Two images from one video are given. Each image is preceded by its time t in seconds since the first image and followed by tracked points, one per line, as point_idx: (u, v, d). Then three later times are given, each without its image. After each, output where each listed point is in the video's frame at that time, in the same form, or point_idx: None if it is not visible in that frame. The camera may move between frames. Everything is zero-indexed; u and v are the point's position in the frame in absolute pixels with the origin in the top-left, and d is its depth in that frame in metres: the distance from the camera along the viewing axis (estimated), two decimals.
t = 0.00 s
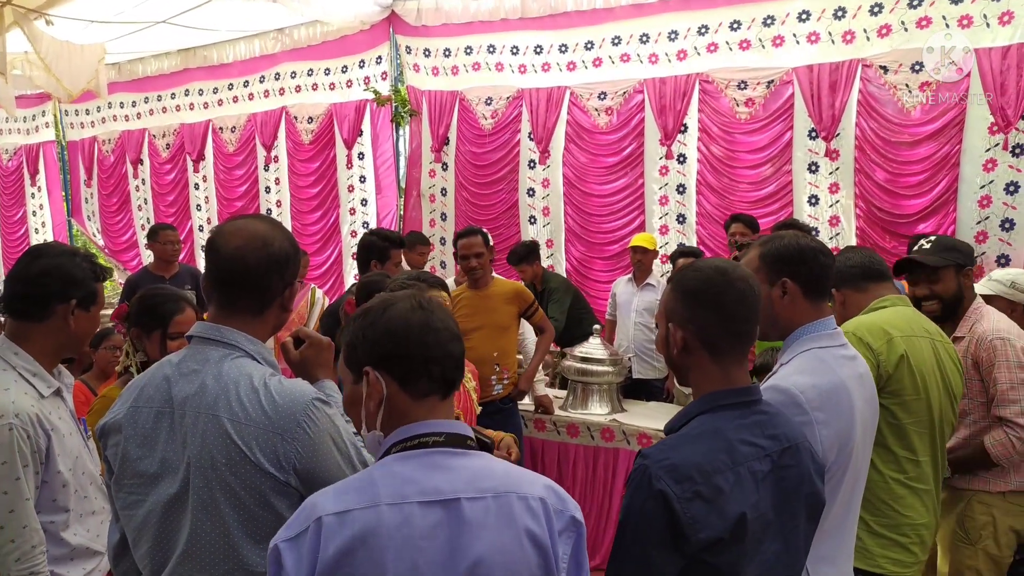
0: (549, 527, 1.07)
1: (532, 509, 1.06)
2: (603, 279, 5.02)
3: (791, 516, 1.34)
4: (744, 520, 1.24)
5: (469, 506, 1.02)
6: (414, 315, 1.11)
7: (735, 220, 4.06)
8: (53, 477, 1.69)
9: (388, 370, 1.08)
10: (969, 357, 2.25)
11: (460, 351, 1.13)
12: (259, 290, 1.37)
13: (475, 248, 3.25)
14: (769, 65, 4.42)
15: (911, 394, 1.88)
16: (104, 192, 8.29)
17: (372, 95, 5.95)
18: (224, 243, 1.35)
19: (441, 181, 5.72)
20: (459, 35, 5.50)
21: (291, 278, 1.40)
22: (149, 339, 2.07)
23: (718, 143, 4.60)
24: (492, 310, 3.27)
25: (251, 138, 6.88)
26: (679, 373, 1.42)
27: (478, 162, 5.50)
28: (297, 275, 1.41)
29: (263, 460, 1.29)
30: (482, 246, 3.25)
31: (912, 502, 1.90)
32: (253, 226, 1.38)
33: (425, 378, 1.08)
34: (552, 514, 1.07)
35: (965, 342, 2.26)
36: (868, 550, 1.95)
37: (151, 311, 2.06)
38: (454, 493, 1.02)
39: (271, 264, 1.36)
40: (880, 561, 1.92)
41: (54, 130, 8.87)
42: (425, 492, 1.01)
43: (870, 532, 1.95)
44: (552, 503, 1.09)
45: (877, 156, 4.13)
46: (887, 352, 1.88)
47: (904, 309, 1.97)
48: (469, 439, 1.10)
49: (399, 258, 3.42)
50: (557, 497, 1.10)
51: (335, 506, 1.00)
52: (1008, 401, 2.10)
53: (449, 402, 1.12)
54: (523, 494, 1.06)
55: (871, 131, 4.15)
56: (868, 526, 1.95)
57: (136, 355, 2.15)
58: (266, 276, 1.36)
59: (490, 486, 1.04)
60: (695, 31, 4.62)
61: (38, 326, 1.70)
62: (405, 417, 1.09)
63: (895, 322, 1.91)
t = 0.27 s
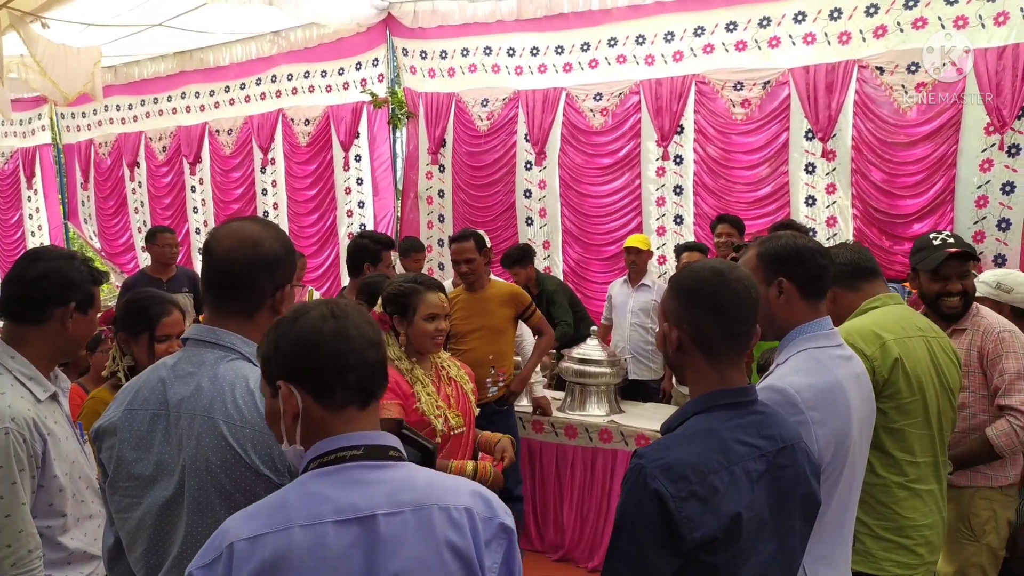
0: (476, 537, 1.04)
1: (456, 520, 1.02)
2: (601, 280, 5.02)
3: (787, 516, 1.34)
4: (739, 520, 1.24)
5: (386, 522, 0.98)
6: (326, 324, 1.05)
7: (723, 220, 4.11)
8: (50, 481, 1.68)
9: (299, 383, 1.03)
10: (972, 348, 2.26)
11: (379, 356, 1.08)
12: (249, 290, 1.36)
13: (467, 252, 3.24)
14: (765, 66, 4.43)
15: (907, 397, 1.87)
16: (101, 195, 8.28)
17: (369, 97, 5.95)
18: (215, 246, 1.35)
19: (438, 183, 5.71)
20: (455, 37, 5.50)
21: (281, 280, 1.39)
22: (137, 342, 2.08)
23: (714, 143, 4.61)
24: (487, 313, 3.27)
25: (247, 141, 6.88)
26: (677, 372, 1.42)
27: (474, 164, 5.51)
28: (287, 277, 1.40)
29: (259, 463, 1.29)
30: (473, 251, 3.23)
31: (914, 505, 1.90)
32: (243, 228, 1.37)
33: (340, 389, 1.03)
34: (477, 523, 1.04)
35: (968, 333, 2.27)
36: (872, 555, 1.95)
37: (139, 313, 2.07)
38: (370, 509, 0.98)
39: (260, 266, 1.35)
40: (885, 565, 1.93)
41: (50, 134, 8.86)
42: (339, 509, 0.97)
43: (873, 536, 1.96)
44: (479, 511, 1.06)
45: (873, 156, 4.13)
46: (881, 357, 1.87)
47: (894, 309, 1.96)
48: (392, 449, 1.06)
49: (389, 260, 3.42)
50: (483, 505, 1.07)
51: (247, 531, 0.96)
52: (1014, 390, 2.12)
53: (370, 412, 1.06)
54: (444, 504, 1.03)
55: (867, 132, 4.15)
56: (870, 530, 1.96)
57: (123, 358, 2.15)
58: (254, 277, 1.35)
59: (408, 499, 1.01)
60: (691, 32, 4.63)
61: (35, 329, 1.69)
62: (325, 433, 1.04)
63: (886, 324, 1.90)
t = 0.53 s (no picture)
0: (397, 530, 1.01)
1: (375, 515, 1.00)
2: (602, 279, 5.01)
3: (788, 515, 1.34)
4: (741, 518, 1.24)
5: (302, 523, 0.95)
6: (224, 327, 0.98)
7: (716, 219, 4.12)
8: (51, 478, 1.69)
9: (201, 390, 0.98)
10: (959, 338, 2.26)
11: (287, 358, 1.00)
12: (225, 287, 1.39)
13: (463, 252, 3.26)
14: (764, 64, 4.42)
15: (909, 397, 1.87)
16: (100, 193, 8.28)
17: (368, 96, 5.95)
18: (205, 245, 1.42)
19: (438, 182, 5.71)
20: (455, 36, 5.50)
21: (259, 279, 1.41)
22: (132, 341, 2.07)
23: (713, 142, 4.61)
24: (486, 312, 3.27)
25: (247, 139, 6.88)
26: (677, 370, 1.42)
27: (474, 163, 5.51)
28: (265, 276, 1.41)
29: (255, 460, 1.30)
30: (470, 251, 3.25)
31: (915, 501, 1.91)
32: (232, 225, 1.43)
33: (241, 395, 0.96)
34: (399, 516, 1.02)
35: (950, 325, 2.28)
36: (876, 551, 1.94)
37: (135, 313, 2.06)
38: (285, 512, 0.94)
39: (236, 261, 1.39)
40: (888, 560, 1.93)
41: (50, 133, 8.85)
42: (252, 514, 0.93)
43: (875, 532, 1.95)
44: (401, 504, 1.03)
45: (873, 154, 4.13)
46: (882, 360, 1.86)
47: (894, 306, 1.95)
48: (310, 449, 1.01)
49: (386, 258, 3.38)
50: (404, 497, 1.04)
51: (157, 544, 0.91)
52: (1000, 376, 2.13)
53: (280, 414, 0.99)
54: (363, 500, 1.00)
55: (867, 130, 4.15)
56: (873, 527, 1.96)
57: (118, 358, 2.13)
58: (229, 272, 1.39)
59: (325, 498, 0.97)
60: (691, 30, 4.63)
61: (34, 328, 1.69)
62: (236, 440, 0.98)
63: (886, 324, 1.89)
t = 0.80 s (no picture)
0: (373, 526, 0.97)
1: (350, 512, 0.96)
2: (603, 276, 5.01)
3: (789, 510, 1.34)
4: (743, 514, 1.24)
5: (273, 521, 0.92)
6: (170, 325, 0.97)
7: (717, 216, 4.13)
8: (53, 462, 1.68)
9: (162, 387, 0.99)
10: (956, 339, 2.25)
11: (230, 355, 0.95)
12: (213, 281, 1.40)
13: (464, 246, 3.25)
14: (767, 61, 4.42)
15: (913, 397, 1.88)
16: (102, 189, 8.28)
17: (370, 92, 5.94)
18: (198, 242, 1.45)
19: (440, 178, 5.71)
20: (456, 32, 5.49)
21: (244, 273, 1.40)
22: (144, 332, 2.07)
23: (715, 139, 4.61)
24: (486, 308, 3.27)
25: (248, 135, 6.87)
26: (679, 366, 1.43)
27: (476, 159, 5.50)
28: (250, 269, 1.40)
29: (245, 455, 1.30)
30: (471, 245, 3.25)
31: (913, 496, 1.91)
32: (225, 220, 1.45)
33: (187, 393, 0.95)
34: (374, 512, 0.97)
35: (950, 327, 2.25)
36: (874, 545, 1.94)
37: (146, 306, 2.06)
38: (254, 512, 0.92)
39: (222, 254, 1.40)
40: (886, 554, 1.93)
41: (51, 128, 8.85)
42: (221, 515, 0.91)
43: (873, 527, 1.95)
44: (378, 499, 0.99)
45: (876, 152, 4.12)
46: (887, 360, 1.86)
47: (896, 306, 1.95)
48: (283, 445, 0.98)
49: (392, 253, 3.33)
50: (382, 491, 1.00)
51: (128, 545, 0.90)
52: (995, 375, 2.12)
53: (236, 413, 0.96)
54: (337, 497, 0.96)
55: (869, 128, 4.15)
56: (870, 521, 1.96)
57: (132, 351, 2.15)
58: (213, 268, 1.40)
59: (296, 496, 0.94)
60: (693, 27, 4.62)
61: (33, 321, 1.69)
62: (205, 437, 0.98)
63: (889, 324, 1.89)
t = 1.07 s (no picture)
0: (384, 521, 0.93)
1: (360, 505, 0.92)
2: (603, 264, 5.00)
3: (789, 499, 1.34)
4: (744, 502, 1.25)
5: (282, 513, 0.89)
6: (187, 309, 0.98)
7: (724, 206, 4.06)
8: (61, 439, 1.70)
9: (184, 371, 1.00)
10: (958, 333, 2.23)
11: (240, 341, 0.94)
12: (203, 265, 1.40)
13: (468, 230, 3.26)
14: (770, 48, 4.39)
15: (911, 384, 1.87)
16: (101, 174, 8.26)
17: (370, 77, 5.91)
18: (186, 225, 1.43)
19: (440, 164, 5.70)
20: (458, 17, 5.45)
21: (234, 257, 1.40)
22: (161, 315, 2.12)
23: (717, 127, 4.58)
24: (484, 294, 3.27)
25: (248, 121, 6.84)
26: (680, 354, 1.42)
27: (477, 146, 5.48)
28: (240, 253, 1.40)
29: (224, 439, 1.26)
30: (476, 229, 3.25)
31: (911, 484, 1.91)
32: (216, 202, 1.44)
33: (200, 378, 0.96)
34: (386, 507, 0.94)
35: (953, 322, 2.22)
36: (871, 532, 1.95)
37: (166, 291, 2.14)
38: (263, 503, 0.89)
39: (210, 238, 1.39)
40: (883, 542, 1.93)
41: (50, 112, 8.81)
42: (231, 504, 0.89)
43: (870, 514, 1.96)
44: (391, 493, 0.95)
45: (878, 140, 4.10)
46: (886, 347, 1.86)
47: (895, 293, 1.95)
48: (298, 434, 0.96)
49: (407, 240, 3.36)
50: (395, 484, 0.96)
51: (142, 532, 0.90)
52: (1001, 373, 2.11)
53: (249, 400, 0.95)
54: (348, 489, 0.92)
55: (872, 116, 4.12)
56: (867, 507, 1.96)
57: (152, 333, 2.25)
58: (203, 252, 1.39)
59: (306, 488, 0.91)
60: (696, 13, 4.59)
61: (40, 305, 1.68)
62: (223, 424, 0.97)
63: (887, 310, 1.89)
